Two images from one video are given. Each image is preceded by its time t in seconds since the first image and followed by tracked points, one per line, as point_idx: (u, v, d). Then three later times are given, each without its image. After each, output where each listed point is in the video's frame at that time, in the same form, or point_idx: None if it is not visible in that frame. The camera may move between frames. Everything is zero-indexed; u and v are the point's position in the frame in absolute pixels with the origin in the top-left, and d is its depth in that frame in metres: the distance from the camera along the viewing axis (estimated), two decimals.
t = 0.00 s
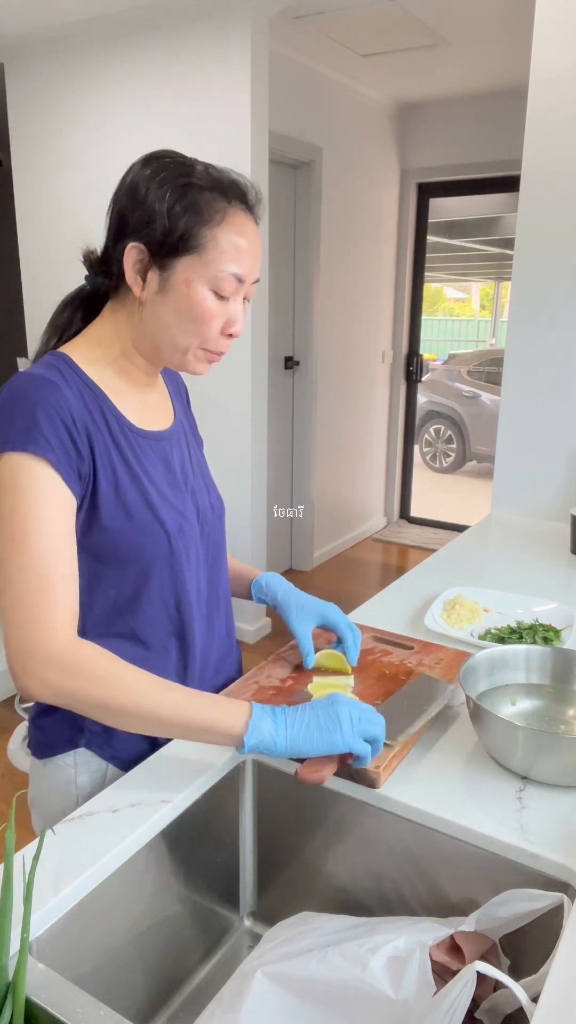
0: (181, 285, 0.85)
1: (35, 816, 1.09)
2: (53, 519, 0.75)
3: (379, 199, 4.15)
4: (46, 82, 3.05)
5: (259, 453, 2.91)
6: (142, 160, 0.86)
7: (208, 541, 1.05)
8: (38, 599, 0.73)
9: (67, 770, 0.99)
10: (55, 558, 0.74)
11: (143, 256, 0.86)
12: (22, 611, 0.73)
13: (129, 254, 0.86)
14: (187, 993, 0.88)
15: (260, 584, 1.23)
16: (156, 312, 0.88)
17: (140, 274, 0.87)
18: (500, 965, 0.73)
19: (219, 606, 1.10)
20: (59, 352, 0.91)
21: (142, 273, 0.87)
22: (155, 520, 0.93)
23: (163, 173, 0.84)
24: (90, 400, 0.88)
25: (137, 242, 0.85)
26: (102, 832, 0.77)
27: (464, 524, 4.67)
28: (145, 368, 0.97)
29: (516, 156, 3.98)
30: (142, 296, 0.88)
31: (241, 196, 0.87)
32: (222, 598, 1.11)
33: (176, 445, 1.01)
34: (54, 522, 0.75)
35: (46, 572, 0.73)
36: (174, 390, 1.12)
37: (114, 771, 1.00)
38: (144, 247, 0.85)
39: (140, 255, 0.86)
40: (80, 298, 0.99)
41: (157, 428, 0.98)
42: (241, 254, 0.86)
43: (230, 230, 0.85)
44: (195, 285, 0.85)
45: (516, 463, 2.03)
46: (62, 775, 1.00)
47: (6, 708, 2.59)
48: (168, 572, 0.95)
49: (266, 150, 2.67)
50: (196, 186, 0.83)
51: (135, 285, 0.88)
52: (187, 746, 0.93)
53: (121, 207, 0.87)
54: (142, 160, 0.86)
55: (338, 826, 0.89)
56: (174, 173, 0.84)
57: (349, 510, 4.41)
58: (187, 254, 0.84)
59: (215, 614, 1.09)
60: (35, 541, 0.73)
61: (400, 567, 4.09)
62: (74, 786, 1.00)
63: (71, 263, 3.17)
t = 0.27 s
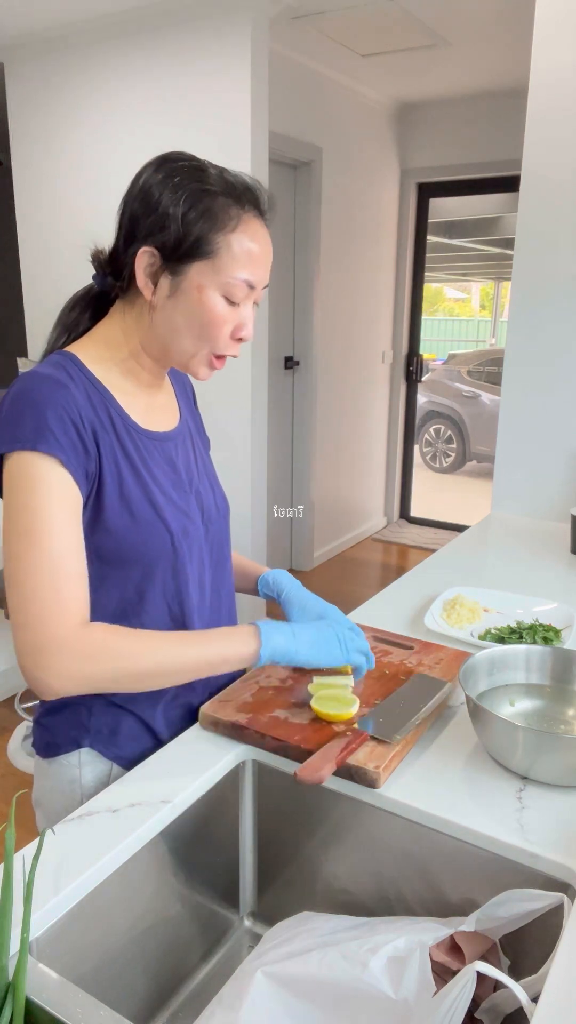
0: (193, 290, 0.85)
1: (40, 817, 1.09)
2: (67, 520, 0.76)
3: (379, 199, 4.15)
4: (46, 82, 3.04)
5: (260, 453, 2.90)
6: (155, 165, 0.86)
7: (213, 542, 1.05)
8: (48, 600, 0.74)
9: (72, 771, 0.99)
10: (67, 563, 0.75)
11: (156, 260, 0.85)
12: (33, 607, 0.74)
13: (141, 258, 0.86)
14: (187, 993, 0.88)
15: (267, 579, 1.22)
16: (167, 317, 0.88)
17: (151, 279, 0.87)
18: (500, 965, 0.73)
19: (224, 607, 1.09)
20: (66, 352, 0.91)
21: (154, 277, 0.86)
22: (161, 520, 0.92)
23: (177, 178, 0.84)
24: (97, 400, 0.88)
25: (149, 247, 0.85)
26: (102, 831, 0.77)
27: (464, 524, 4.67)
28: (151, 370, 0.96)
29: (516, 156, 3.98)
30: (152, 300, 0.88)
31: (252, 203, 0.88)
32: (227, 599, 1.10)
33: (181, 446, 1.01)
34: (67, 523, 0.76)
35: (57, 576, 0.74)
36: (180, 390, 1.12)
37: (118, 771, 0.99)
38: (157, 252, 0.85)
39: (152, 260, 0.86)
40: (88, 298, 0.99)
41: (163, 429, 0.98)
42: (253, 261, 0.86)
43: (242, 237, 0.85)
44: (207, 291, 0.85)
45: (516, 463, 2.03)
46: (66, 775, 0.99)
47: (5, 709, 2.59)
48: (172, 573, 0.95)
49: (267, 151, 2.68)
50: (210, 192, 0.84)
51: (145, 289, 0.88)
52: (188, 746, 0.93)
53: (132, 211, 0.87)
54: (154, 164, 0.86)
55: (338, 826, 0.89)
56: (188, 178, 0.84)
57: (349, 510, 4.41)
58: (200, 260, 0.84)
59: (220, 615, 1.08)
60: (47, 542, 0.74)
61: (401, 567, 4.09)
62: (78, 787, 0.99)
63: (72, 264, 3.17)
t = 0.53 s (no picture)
0: (204, 291, 0.85)
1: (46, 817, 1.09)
2: (94, 521, 0.76)
3: (379, 199, 4.15)
4: (46, 81, 3.04)
5: (260, 453, 2.90)
6: (168, 166, 0.86)
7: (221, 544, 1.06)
8: (81, 602, 0.74)
9: (81, 770, 0.99)
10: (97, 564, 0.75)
11: (168, 261, 0.85)
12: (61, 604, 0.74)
13: (153, 259, 0.85)
14: (187, 993, 0.88)
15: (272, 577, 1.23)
16: (177, 318, 0.88)
17: (163, 280, 0.87)
18: (500, 965, 0.73)
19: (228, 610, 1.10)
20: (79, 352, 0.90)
21: (165, 278, 0.86)
22: (172, 520, 0.93)
23: (190, 179, 0.84)
24: (111, 400, 0.88)
25: (161, 247, 0.85)
26: (102, 832, 0.77)
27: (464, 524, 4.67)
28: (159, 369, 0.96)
29: (516, 156, 3.98)
30: (163, 301, 0.88)
31: (264, 204, 0.88)
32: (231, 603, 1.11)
33: (187, 447, 1.01)
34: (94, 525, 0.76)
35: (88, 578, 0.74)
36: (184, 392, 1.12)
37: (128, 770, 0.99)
38: (169, 253, 0.85)
39: (165, 260, 0.85)
40: (97, 298, 0.99)
41: (170, 429, 0.99)
42: (264, 263, 0.86)
43: (254, 239, 0.85)
44: (218, 292, 0.85)
45: (516, 463, 2.03)
46: (76, 774, 0.99)
47: (5, 709, 2.59)
48: (183, 573, 0.95)
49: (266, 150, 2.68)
50: (223, 193, 0.84)
51: (157, 290, 0.88)
52: (189, 747, 0.93)
53: (144, 212, 0.87)
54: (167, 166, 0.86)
55: (338, 826, 0.89)
56: (201, 180, 0.84)
57: (349, 510, 4.41)
58: (212, 261, 0.84)
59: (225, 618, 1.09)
60: (77, 542, 0.73)
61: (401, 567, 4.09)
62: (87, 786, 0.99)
63: (72, 264, 3.17)
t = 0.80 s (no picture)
0: (224, 296, 0.85)
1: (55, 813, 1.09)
2: (103, 524, 0.76)
3: (380, 199, 4.15)
4: (47, 82, 3.04)
5: (259, 453, 2.90)
6: (189, 170, 0.85)
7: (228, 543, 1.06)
8: (83, 607, 0.73)
9: (94, 768, 0.99)
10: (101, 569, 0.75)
11: (188, 265, 0.85)
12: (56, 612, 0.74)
13: (174, 263, 0.85)
14: (187, 993, 0.88)
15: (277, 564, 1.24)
16: (197, 323, 0.88)
17: (182, 285, 0.86)
18: (500, 965, 0.73)
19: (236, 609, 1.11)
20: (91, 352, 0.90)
21: (185, 283, 0.86)
22: (184, 522, 0.93)
23: (213, 186, 0.83)
24: (125, 403, 0.88)
25: (182, 252, 0.84)
26: (101, 832, 0.77)
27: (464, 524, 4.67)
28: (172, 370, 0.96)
29: (516, 156, 3.98)
30: (182, 305, 0.88)
31: (284, 210, 0.88)
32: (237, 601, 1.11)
33: (197, 448, 1.01)
34: (102, 531, 0.76)
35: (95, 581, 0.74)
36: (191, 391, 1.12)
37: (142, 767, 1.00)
38: (191, 257, 0.84)
39: (185, 265, 0.85)
40: (110, 298, 1.00)
41: (181, 429, 0.99)
42: (283, 269, 0.87)
43: (274, 245, 0.85)
44: (238, 299, 0.85)
45: (516, 463, 2.03)
46: (89, 772, 1.00)
47: (5, 709, 2.59)
48: (193, 575, 0.95)
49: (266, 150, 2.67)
50: (245, 199, 0.83)
51: (177, 295, 0.87)
52: (188, 747, 0.93)
53: (164, 216, 0.86)
54: (189, 171, 0.85)
55: (338, 826, 0.89)
56: (223, 186, 0.84)
57: (349, 510, 4.41)
58: (233, 268, 0.84)
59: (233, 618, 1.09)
60: (86, 545, 0.73)
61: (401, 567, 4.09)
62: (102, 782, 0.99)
63: (72, 264, 3.17)
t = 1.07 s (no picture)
0: (223, 276, 0.85)
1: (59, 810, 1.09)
2: (123, 529, 0.76)
3: (380, 198, 4.15)
4: (47, 82, 3.04)
5: (259, 453, 2.90)
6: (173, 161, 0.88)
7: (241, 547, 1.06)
8: (97, 610, 0.74)
9: (102, 766, 0.99)
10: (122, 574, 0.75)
11: (183, 254, 0.86)
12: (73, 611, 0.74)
13: (169, 254, 0.87)
14: (187, 992, 0.88)
15: (284, 561, 1.24)
16: (202, 310, 0.88)
17: (182, 273, 0.88)
18: (500, 965, 0.73)
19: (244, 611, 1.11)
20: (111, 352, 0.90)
21: (184, 271, 0.87)
22: (200, 527, 0.93)
23: (193, 168, 0.85)
24: (148, 407, 0.88)
25: (174, 241, 0.86)
26: (102, 832, 0.77)
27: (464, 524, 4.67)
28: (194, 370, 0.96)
29: (515, 156, 3.98)
30: (185, 294, 0.88)
31: (274, 180, 0.88)
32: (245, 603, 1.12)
33: (215, 452, 1.01)
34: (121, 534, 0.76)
35: (113, 584, 0.74)
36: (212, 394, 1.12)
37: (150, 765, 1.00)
38: (183, 245, 0.86)
39: (180, 254, 0.87)
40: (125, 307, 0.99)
41: (202, 434, 0.98)
42: (281, 238, 0.86)
43: (267, 215, 0.85)
44: (238, 274, 0.85)
45: (516, 463, 2.03)
46: (95, 769, 1.00)
47: (5, 709, 2.59)
48: (205, 581, 0.95)
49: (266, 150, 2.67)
50: (227, 175, 0.84)
51: (178, 285, 0.88)
52: (188, 746, 0.93)
53: (156, 212, 0.88)
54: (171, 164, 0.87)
55: (339, 826, 0.89)
56: (204, 166, 0.85)
57: (349, 510, 4.41)
58: (226, 244, 0.84)
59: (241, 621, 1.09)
60: (103, 547, 0.73)
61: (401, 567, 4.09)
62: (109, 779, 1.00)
63: (72, 264, 3.17)
